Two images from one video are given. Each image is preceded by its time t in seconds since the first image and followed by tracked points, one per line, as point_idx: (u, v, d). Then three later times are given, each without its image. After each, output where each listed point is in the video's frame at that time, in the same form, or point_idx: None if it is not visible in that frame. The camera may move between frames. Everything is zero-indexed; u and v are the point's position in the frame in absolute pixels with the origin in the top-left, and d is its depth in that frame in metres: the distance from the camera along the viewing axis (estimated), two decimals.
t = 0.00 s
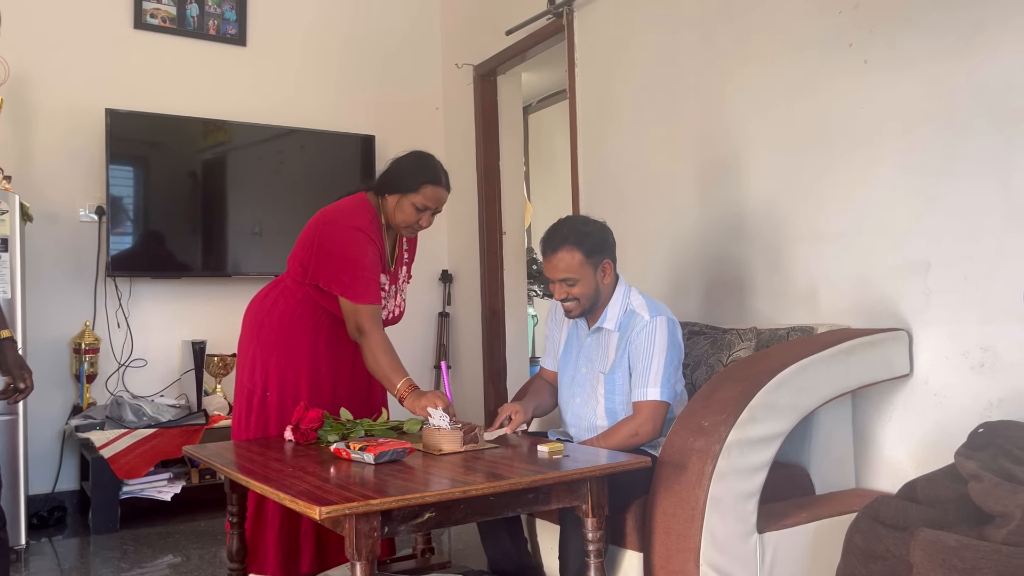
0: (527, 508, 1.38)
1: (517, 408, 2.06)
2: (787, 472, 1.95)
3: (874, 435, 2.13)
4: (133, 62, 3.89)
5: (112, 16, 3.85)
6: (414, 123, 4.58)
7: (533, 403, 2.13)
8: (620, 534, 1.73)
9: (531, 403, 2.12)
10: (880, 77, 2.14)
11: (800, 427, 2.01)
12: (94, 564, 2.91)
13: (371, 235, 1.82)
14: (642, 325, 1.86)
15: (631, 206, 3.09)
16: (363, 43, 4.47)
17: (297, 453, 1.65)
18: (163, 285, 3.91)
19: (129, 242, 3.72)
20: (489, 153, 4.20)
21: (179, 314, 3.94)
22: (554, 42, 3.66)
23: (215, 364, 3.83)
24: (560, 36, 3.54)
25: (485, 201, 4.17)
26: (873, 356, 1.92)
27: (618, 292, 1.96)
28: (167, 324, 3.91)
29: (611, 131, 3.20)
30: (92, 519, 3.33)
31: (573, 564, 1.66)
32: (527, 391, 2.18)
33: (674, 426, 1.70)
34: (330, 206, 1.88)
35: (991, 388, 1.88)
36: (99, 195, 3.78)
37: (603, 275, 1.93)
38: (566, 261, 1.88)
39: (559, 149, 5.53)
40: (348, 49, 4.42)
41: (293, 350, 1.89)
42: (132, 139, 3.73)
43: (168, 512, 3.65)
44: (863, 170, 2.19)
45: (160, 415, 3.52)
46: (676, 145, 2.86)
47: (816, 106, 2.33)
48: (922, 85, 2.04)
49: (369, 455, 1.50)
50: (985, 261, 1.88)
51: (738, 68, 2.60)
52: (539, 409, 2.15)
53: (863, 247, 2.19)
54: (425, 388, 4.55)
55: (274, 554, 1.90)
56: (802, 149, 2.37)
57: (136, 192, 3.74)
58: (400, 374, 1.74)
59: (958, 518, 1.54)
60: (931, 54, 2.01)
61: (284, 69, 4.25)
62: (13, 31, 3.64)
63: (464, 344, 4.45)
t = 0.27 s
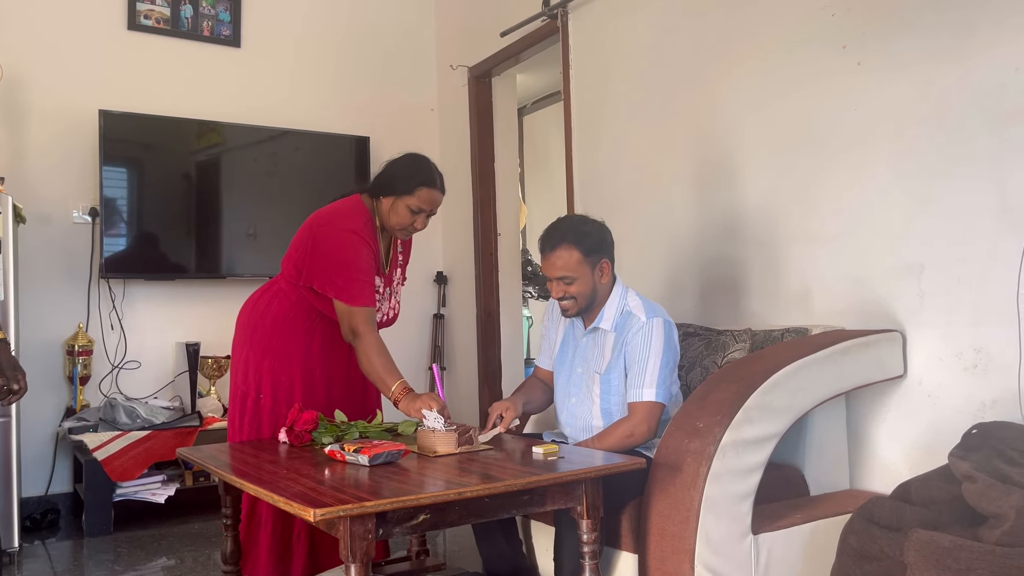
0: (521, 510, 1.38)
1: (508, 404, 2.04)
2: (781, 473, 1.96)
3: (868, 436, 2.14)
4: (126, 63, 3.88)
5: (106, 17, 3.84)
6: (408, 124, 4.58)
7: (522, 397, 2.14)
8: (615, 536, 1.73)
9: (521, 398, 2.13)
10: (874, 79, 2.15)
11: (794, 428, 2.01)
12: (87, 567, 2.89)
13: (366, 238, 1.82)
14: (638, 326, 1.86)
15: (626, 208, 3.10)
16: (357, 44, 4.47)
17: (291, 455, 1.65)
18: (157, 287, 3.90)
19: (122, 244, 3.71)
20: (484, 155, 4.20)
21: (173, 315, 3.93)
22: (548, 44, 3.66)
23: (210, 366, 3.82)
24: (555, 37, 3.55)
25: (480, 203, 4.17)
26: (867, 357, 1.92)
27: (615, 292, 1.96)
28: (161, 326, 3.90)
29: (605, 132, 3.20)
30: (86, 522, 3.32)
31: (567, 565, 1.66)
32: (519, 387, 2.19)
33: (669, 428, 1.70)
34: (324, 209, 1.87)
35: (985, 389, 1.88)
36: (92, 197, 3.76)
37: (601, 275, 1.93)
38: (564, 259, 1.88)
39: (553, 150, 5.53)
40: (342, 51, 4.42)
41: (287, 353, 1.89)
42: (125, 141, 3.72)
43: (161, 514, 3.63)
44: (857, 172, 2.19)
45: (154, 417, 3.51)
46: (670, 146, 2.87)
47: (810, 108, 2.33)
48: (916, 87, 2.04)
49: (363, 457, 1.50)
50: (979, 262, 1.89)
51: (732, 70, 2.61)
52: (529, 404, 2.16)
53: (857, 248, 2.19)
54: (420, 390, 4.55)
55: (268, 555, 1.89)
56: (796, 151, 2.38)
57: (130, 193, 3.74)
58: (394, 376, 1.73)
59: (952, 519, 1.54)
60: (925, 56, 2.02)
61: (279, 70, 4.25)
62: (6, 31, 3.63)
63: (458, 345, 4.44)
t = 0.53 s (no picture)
0: (517, 511, 1.38)
1: (505, 402, 2.04)
2: (776, 474, 1.96)
3: (864, 436, 2.14)
4: (121, 64, 3.87)
5: (101, 17, 3.83)
6: (404, 125, 4.58)
7: (518, 396, 2.13)
8: (610, 537, 1.73)
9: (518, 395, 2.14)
10: (869, 80, 2.16)
11: (790, 429, 2.01)
12: (81, 569, 2.88)
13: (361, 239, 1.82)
14: (637, 327, 1.86)
15: (621, 209, 3.10)
16: (353, 45, 4.46)
17: (287, 456, 1.65)
18: (151, 288, 3.89)
19: (116, 245, 3.70)
20: (480, 156, 4.20)
21: (168, 317, 3.92)
22: (544, 46, 3.66)
23: (205, 367, 3.82)
24: (551, 38, 3.55)
25: (476, 204, 4.17)
26: (862, 358, 1.93)
27: (614, 292, 1.96)
28: (156, 328, 3.89)
29: (601, 134, 3.21)
30: (80, 523, 3.30)
31: (563, 566, 1.66)
32: (516, 386, 2.18)
33: (665, 429, 1.70)
34: (319, 210, 1.87)
35: (980, 390, 1.89)
36: (87, 198, 3.75)
37: (600, 274, 1.94)
38: (564, 255, 1.88)
39: (549, 151, 5.53)
40: (338, 51, 4.42)
41: (282, 355, 1.88)
42: (120, 141, 3.71)
43: (156, 516, 3.62)
44: (852, 173, 2.20)
45: (149, 419, 3.50)
46: (666, 148, 2.87)
47: (805, 109, 2.34)
48: (911, 88, 2.05)
49: (359, 458, 1.50)
50: (974, 263, 1.89)
51: (727, 71, 2.61)
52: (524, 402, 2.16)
53: (852, 250, 2.20)
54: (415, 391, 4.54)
55: (261, 556, 1.89)
56: (792, 152, 2.38)
57: (125, 195, 3.73)
58: (387, 376, 1.74)
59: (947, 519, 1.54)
60: (919, 58, 2.03)
61: (274, 71, 4.24)
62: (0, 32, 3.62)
63: (454, 346, 4.44)
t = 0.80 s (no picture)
0: (514, 512, 1.38)
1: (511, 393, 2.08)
2: (772, 475, 1.96)
3: (860, 437, 2.14)
4: (117, 65, 3.86)
5: (97, 18, 3.83)
6: (400, 126, 4.57)
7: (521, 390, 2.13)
8: (606, 538, 1.73)
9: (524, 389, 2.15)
10: (865, 82, 2.16)
11: (786, 430, 2.01)
12: (76, 571, 2.88)
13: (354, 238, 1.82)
14: (633, 329, 1.86)
15: (618, 210, 3.10)
16: (350, 46, 4.46)
17: (283, 457, 1.64)
18: (148, 289, 3.88)
19: (112, 246, 3.69)
20: (476, 157, 4.20)
21: (164, 318, 3.91)
22: (540, 47, 3.66)
23: (200, 369, 3.82)
24: (547, 40, 3.55)
25: (473, 205, 4.17)
26: (858, 359, 1.93)
27: (610, 294, 1.96)
28: (152, 329, 3.88)
29: (597, 135, 3.21)
30: (75, 525, 3.29)
31: (559, 567, 1.66)
32: (518, 383, 2.17)
33: (661, 430, 1.70)
34: (315, 209, 1.87)
35: (975, 391, 1.89)
36: (83, 199, 3.74)
37: (597, 275, 1.94)
38: (562, 257, 1.88)
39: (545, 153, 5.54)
40: (334, 53, 4.42)
41: (278, 356, 1.88)
42: (116, 142, 3.71)
43: (151, 518, 3.62)
44: (848, 175, 2.20)
45: (145, 420, 3.49)
46: (662, 149, 2.87)
47: (802, 111, 2.34)
48: (906, 90, 2.05)
49: (355, 459, 1.49)
50: (969, 264, 1.90)
51: (723, 73, 2.62)
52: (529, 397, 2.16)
53: (848, 251, 2.20)
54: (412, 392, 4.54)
55: (258, 556, 1.88)
56: (788, 153, 2.39)
57: (120, 195, 3.72)
58: (373, 371, 1.74)
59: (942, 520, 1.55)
60: (914, 60, 2.03)
61: (271, 72, 4.24)
62: None
63: (450, 347, 4.44)
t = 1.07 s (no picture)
0: (511, 513, 1.38)
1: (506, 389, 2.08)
2: (769, 475, 1.96)
3: (856, 438, 2.15)
4: (115, 65, 3.86)
5: (94, 18, 3.82)
6: (398, 127, 4.57)
7: (519, 392, 2.14)
8: (604, 539, 1.73)
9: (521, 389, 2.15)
10: (862, 83, 2.16)
11: (783, 431, 2.02)
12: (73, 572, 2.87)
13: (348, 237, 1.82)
14: (632, 331, 1.86)
15: (615, 211, 3.10)
16: (347, 47, 4.46)
17: (280, 458, 1.64)
18: (145, 290, 3.87)
19: (109, 247, 3.69)
20: (474, 158, 4.20)
21: (161, 318, 3.91)
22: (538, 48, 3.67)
23: (197, 369, 3.81)
24: (544, 41, 3.55)
25: (470, 206, 4.17)
26: (855, 360, 1.93)
27: (608, 295, 1.96)
28: (149, 329, 3.88)
29: (595, 136, 3.21)
30: (72, 526, 3.29)
31: (556, 568, 1.66)
32: (518, 384, 2.18)
33: (658, 431, 1.70)
34: (311, 209, 1.87)
35: (972, 392, 1.89)
36: (80, 200, 3.74)
37: (592, 278, 1.94)
38: (556, 260, 1.89)
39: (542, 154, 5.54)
40: (332, 54, 4.41)
41: (275, 357, 1.88)
42: (113, 143, 3.70)
43: (148, 519, 3.61)
44: (846, 176, 2.21)
45: (142, 421, 3.49)
46: (660, 151, 2.88)
47: (799, 112, 2.35)
48: (903, 92, 2.06)
49: (353, 460, 1.49)
50: (965, 266, 1.90)
51: (720, 74, 2.62)
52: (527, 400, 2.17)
53: (845, 252, 2.20)
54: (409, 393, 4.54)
55: (256, 556, 1.88)
56: (785, 154, 2.39)
57: (117, 196, 3.71)
58: (365, 374, 1.74)
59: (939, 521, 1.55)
60: (911, 61, 2.04)
61: (268, 73, 4.24)
62: None
63: (448, 348, 4.44)
